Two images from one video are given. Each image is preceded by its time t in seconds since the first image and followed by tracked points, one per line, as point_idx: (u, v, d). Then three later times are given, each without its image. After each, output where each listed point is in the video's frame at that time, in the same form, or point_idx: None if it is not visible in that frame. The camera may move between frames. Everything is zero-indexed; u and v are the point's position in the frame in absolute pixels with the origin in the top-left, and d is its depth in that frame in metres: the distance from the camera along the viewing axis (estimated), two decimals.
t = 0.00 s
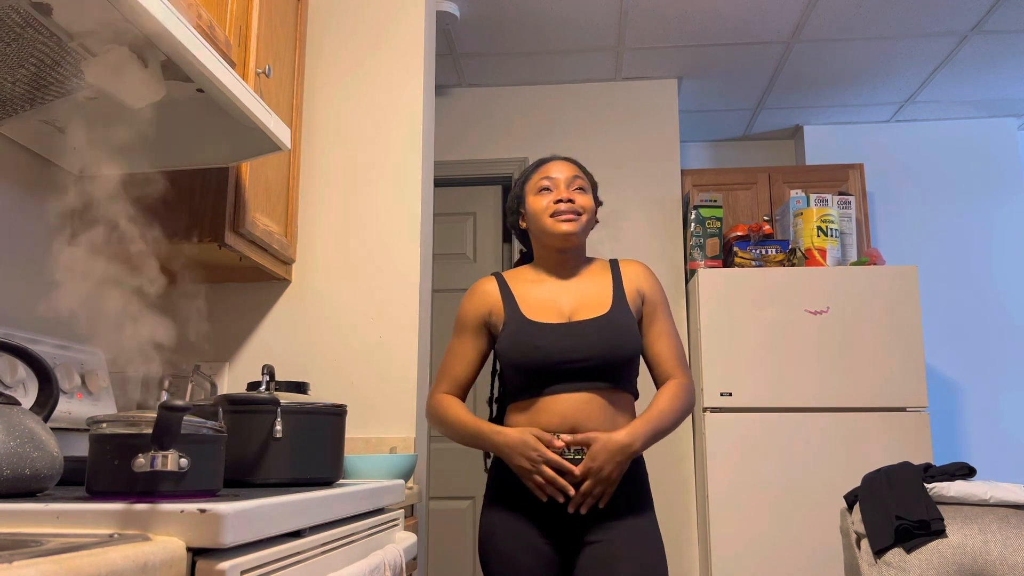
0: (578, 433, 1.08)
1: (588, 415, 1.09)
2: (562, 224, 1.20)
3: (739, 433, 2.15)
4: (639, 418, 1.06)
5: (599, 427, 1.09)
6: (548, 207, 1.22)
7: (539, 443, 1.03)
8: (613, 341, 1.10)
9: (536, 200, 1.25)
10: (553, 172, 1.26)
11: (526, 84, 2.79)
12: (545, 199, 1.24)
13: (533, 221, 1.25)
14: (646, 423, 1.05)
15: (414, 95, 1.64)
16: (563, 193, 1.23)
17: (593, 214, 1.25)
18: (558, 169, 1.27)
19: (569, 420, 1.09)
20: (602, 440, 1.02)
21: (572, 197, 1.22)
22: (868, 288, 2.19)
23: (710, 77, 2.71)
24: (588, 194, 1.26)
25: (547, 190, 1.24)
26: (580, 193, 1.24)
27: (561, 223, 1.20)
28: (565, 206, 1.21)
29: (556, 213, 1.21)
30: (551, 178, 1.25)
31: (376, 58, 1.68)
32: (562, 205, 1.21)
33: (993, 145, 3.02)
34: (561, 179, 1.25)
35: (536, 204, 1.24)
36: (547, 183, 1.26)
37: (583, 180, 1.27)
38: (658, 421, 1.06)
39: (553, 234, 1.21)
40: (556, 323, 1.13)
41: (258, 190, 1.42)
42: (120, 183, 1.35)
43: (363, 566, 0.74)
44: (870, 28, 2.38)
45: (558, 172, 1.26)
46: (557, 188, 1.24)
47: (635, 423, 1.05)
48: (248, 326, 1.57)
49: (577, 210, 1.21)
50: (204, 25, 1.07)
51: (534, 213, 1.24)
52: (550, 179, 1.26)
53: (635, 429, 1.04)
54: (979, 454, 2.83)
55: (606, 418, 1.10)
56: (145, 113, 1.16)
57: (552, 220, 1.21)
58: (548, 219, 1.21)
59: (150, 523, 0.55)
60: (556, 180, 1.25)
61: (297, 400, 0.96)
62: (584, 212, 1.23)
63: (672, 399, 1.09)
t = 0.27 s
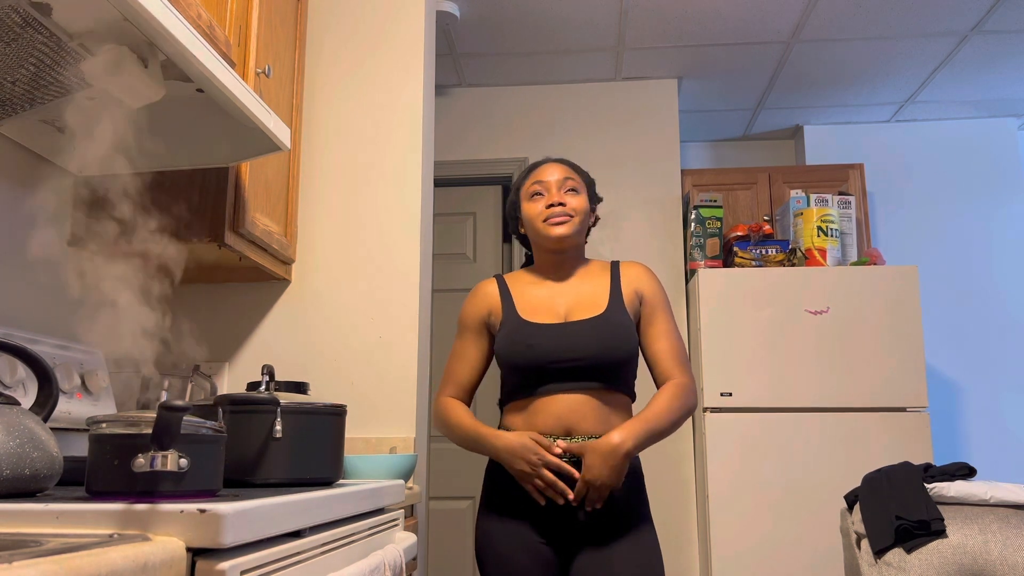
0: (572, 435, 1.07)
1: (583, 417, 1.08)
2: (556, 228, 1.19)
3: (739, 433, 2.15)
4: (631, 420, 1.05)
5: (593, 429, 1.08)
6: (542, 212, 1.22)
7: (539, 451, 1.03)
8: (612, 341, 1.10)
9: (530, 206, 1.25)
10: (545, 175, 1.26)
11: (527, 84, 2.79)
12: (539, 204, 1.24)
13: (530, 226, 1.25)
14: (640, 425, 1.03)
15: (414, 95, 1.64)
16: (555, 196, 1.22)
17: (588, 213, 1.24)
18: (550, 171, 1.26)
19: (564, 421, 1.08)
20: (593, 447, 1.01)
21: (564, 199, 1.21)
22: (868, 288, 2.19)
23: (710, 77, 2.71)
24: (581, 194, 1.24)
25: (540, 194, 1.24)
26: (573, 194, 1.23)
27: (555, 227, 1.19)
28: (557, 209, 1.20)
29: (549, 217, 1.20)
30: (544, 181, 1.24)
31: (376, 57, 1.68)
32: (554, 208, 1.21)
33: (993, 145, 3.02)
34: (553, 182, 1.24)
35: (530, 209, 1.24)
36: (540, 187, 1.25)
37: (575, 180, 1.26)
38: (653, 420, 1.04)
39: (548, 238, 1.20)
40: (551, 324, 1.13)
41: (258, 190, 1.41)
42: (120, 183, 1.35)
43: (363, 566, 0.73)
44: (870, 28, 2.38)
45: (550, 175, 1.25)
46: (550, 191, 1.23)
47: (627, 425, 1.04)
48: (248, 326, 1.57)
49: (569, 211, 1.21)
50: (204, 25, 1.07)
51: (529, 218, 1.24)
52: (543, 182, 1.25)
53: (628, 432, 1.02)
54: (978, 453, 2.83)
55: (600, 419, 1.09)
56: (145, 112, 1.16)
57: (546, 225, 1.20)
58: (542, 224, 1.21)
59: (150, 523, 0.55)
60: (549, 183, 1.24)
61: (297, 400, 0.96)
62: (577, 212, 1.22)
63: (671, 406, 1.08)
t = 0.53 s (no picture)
0: (567, 436, 1.07)
1: (579, 418, 1.08)
2: (549, 229, 1.19)
3: (739, 433, 2.15)
4: (630, 444, 1.03)
5: (588, 431, 1.07)
6: (534, 215, 1.22)
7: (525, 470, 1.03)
8: (612, 341, 1.10)
9: (523, 210, 1.25)
10: (535, 177, 1.25)
11: (527, 84, 2.79)
12: (531, 207, 1.23)
13: (525, 229, 1.25)
14: (640, 447, 1.02)
15: (412, 95, 1.65)
16: (546, 197, 1.22)
17: (581, 210, 1.23)
18: (541, 173, 1.26)
19: (559, 423, 1.08)
20: (603, 483, 0.98)
21: (555, 199, 1.21)
22: (868, 288, 2.19)
23: (710, 77, 2.71)
24: (573, 192, 1.24)
25: (531, 198, 1.24)
26: (564, 193, 1.23)
27: (548, 228, 1.19)
28: (548, 210, 1.20)
29: (542, 219, 1.20)
30: (534, 184, 1.24)
31: (376, 57, 1.68)
32: (546, 209, 1.21)
33: (993, 145, 3.02)
34: (543, 184, 1.24)
35: (524, 213, 1.24)
36: (531, 190, 1.25)
37: (566, 178, 1.25)
38: (651, 439, 1.03)
39: (542, 240, 1.20)
40: (548, 325, 1.13)
41: (258, 190, 1.41)
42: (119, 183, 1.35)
43: (363, 566, 0.73)
44: (870, 28, 2.38)
45: (540, 176, 1.25)
46: (541, 194, 1.23)
47: (628, 450, 1.01)
48: (248, 326, 1.57)
49: (561, 211, 1.20)
50: (204, 25, 1.07)
51: (523, 223, 1.24)
52: (533, 185, 1.25)
53: (632, 458, 1.00)
54: (978, 453, 2.83)
55: (596, 421, 1.08)
56: (144, 112, 1.16)
57: (539, 226, 1.20)
58: (535, 226, 1.21)
59: (150, 523, 0.55)
60: (539, 185, 1.24)
61: (296, 400, 0.96)
62: (569, 211, 1.21)
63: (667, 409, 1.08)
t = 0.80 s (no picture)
0: (565, 436, 1.07)
1: (577, 419, 1.08)
2: (544, 231, 1.19)
3: (739, 433, 2.15)
4: (658, 468, 1.05)
5: (586, 431, 1.07)
6: (527, 217, 1.21)
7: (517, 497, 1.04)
8: (611, 342, 1.10)
9: (515, 212, 1.24)
10: (526, 179, 1.25)
11: (527, 84, 2.79)
12: (523, 208, 1.23)
13: (518, 231, 1.24)
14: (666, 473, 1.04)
15: (411, 95, 1.64)
16: (539, 198, 1.21)
17: (573, 210, 1.23)
18: (531, 174, 1.25)
19: (557, 423, 1.08)
20: (648, 526, 0.98)
21: (547, 200, 1.21)
22: (868, 288, 2.19)
23: (710, 77, 2.71)
24: (564, 192, 1.24)
25: (523, 199, 1.23)
26: (556, 193, 1.22)
27: (542, 230, 1.19)
28: (541, 211, 1.20)
29: (536, 221, 1.19)
30: (526, 186, 1.23)
31: (375, 57, 1.68)
32: (538, 210, 1.20)
33: (992, 145, 3.02)
34: (535, 185, 1.23)
35: (516, 215, 1.23)
36: (523, 192, 1.24)
37: (557, 178, 1.25)
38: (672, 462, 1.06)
39: (537, 241, 1.20)
40: (545, 327, 1.13)
41: (258, 190, 1.41)
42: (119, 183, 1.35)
43: (363, 566, 0.73)
44: (870, 28, 2.38)
45: (531, 178, 1.25)
46: (533, 195, 1.22)
47: (661, 479, 1.04)
48: (247, 326, 1.57)
49: (554, 211, 1.20)
50: (204, 25, 1.07)
51: (517, 225, 1.23)
52: (525, 186, 1.24)
53: (664, 490, 1.02)
54: (978, 453, 2.83)
55: (594, 422, 1.08)
56: (144, 112, 1.16)
57: (532, 227, 1.20)
58: (529, 227, 1.20)
59: (150, 523, 0.55)
60: (531, 187, 1.23)
61: (296, 400, 0.96)
62: (562, 211, 1.21)
63: (673, 418, 1.10)
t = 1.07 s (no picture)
0: (565, 436, 1.07)
1: (576, 419, 1.08)
2: (546, 233, 1.18)
3: (739, 433, 2.15)
4: (675, 472, 1.08)
5: (586, 431, 1.07)
6: (528, 220, 1.20)
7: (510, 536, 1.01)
8: (611, 342, 1.10)
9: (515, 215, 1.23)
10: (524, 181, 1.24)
11: (527, 84, 2.79)
12: (523, 210, 1.22)
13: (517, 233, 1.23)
14: (685, 479, 1.06)
15: (411, 95, 1.64)
16: (539, 200, 1.20)
17: (573, 212, 1.23)
18: (530, 176, 1.25)
19: (557, 423, 1.08)
20: (681, 536, 1.01)
21: (547, 202, 1.20)
22: (868, 288, 2.19)
23: (710, 77, 2.71)
24: (563, 193, 1.23)
25: (523, 202, 1.22)
26: (555, 194, 1.22)
27: (545, 232, 1.18)
28: (541, 212, 1.19)
29: (537, 223, 1.18)
30: (525, 188, 1.22)
31: (375, 57, 1.68)
32: (539, 211, 1.19)
33: (992, 144, 3.02)
34: (534, 187, 1.22)
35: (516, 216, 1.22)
36: (522, 194, 1.23)
37: (555, 180, 1.24)
38: (687, 466, 1.08)
39: (538, 243, 1.19)
40: (546, 329, 1.13)
41: (258, 190, 1.41)
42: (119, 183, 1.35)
43: (363, 566, 0.73)
44: (870, 28, 2.38)
45: (530, 179, 1.24)
46: (532, 197, 1.21)
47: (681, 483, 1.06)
48: (247, 326, 1.57)
49: (554, 213, 1.19)
50: (204, 25, 1.07)
51: (516, 227, 1.22)
52: (524, 189, 1.23)
53: (687, 496, 1.05)
54: (978, 453, 2.83)
55: (594, 422, 1.08)
56: (144, 112, 1.16)
57: (532, 228, 1.19)
58: (529, 229, 1.19)
59: (150, 523, 0.55)
60: (530, 189, 1.22)
61: (296, 400, 0.96)
62: (562, 212, 1.20)
63: (678, 419, 1.11)
